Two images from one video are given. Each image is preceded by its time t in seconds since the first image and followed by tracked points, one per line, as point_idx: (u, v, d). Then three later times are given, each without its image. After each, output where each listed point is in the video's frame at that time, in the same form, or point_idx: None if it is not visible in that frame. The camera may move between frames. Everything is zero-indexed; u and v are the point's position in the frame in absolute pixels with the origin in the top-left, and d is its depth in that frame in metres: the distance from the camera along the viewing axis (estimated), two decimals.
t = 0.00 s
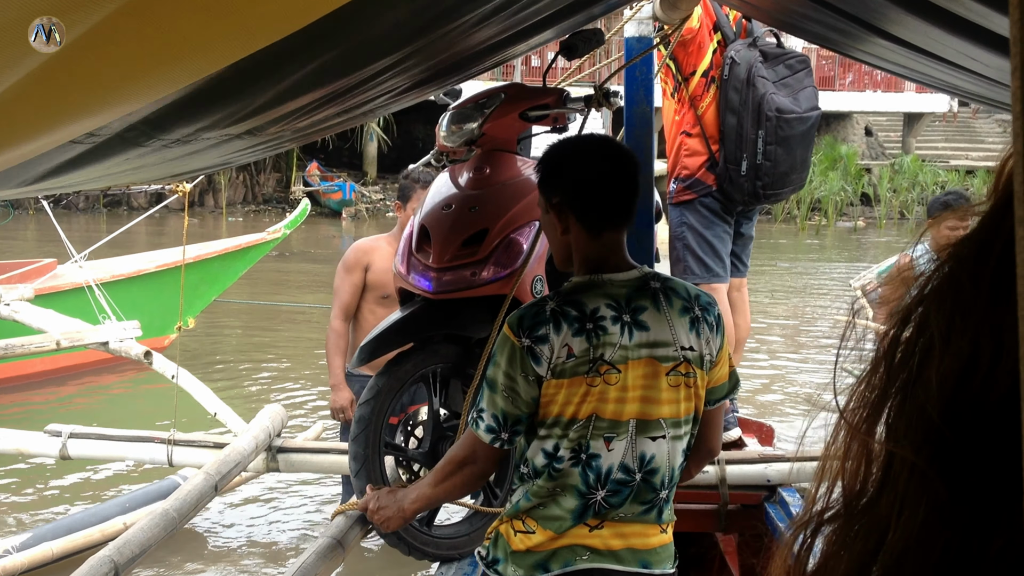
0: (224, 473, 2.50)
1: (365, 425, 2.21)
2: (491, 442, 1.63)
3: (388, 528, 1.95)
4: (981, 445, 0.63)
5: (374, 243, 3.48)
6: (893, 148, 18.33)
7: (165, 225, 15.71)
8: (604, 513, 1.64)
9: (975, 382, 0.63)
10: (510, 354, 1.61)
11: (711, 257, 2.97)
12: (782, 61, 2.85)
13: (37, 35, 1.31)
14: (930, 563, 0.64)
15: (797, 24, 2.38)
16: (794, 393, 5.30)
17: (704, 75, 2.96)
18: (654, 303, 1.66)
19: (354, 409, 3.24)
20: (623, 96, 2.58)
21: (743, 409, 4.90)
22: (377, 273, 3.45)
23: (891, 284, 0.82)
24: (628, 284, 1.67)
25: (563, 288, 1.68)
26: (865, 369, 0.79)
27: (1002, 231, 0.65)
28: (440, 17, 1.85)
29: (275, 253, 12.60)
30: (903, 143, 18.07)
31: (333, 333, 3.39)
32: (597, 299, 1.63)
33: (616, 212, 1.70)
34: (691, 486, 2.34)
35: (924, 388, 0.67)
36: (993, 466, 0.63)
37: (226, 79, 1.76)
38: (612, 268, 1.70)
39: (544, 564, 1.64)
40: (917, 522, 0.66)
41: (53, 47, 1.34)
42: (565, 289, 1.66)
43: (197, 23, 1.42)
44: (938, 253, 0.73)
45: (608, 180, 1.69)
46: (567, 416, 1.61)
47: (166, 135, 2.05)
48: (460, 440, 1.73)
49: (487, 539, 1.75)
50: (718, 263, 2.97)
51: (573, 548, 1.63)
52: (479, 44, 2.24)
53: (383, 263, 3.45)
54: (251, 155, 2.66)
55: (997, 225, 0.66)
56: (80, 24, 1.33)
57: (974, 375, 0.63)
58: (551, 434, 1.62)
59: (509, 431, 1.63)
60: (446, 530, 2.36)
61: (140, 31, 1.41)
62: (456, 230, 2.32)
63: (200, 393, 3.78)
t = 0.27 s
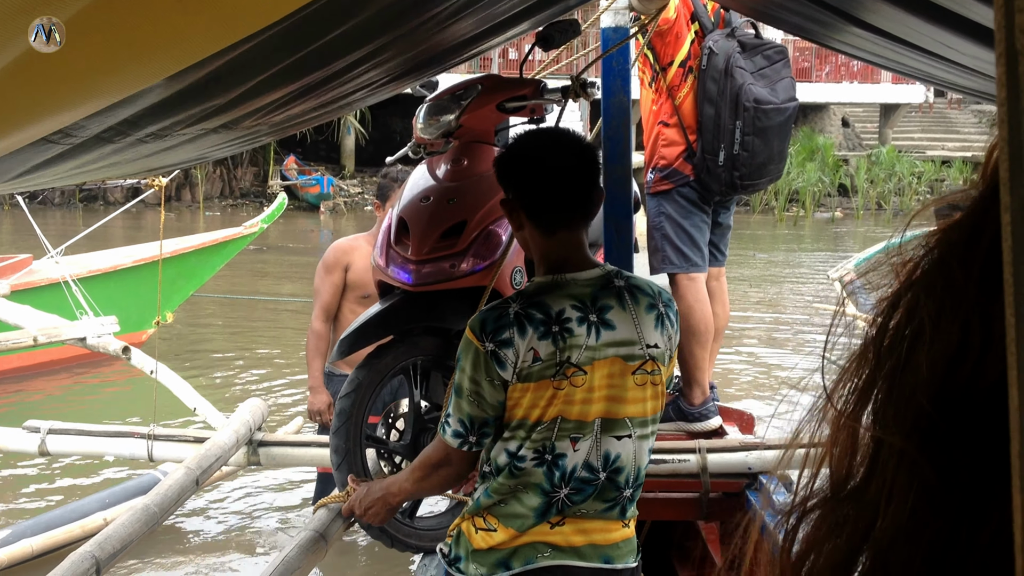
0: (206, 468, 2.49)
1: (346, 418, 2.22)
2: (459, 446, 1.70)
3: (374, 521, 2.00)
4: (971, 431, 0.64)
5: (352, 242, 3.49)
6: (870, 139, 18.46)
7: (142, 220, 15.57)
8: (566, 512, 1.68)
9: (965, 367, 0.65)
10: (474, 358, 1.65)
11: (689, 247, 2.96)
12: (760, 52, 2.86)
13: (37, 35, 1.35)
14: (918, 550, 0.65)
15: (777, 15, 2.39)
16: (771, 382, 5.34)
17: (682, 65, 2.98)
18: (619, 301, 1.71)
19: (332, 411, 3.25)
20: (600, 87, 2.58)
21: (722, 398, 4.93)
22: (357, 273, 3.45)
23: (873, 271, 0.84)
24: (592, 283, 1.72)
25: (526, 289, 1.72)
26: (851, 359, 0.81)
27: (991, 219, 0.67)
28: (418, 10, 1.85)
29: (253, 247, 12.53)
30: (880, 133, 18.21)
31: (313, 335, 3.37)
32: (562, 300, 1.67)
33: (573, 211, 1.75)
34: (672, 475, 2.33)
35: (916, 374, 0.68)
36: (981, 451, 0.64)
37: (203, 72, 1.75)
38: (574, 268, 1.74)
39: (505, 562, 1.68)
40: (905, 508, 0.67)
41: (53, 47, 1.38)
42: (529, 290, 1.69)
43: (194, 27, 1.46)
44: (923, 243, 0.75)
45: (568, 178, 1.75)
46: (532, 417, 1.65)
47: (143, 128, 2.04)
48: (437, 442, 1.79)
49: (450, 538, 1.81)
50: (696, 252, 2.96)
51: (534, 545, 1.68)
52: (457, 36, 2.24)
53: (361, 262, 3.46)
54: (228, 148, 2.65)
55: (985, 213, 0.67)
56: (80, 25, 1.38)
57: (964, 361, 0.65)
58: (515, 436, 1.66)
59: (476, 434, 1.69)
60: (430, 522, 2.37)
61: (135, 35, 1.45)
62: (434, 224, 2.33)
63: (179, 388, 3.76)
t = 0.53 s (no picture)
0: (215, 464, 2.50)
1: (354, 414, 2.24)
2: (445, 448, 1.67)
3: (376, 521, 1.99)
4: (975, 428, 0.65)
5: (353, 241, 3.48)
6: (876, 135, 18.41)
7: (149, 216, 15.61)
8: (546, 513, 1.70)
9: (968, 366, 0.65)
10: (460, 360, 1.64)
11: (697, 243, 2.95)
12: (766, 46, 2.87)
13: (37, 35, 1.33)
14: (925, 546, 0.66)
15: (783, 11, 2.39)
16: (778, 377, 5.34)
17: (688, 60, 2.96)
18: (603, 304, 1.73)
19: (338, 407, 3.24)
20: (609, 83, 2.57)
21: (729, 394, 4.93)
22: (357, 273, 3.45)
23: (880, 265, 0.84)
24: (576, 286, 1.72)
25: (511, 289, 1.71)
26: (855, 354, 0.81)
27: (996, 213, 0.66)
28: (426, 8, 1.85)
29: (259, 242, 12.56)
30: (887, 129, 18.15)
31: (315, 332, 3.38)
32: (549, 302, 1.68)
33: (554, 212, 1.73)
34: (680, 472, 2.35)
35: (919, 372, 0.68)
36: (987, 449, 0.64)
37: (213, 71, 1.76)
38: (557, 269, 1.73)
39: (483, 566, 1.69)
40: (911, 507, 0.67)
41: (53, 46, 1.37)
42: (514, 291, 1.69)
43: (195, 24, 1.44)
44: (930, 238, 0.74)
45: (548, 179, 1.73)
46: (515, 421, 1.66)
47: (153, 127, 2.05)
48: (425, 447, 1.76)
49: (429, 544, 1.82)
50: (704, 248, 2.95)
51: (512, 548, 1.69)
52: (465, 33, 2.24)
53: (362, 260, 3.45)
54: (237, 145, 2.65)
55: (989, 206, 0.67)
56: (81, 24, 1.36)
57: (968, 359, 0.65)
58: (496, 438, 1.66)
59: (463, 436, 1.67)
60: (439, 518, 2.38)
61: (135, 32, 1.43)
62: (440, 221, 2.31)
63: (187, 384, 3.78)
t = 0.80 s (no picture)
0: (217, 467, 2.51)
1: (355, 417, 2.26)
2: (423, 455, 1.69)
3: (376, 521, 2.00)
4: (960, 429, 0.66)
5: (344, 248, 3.49)
6: (878, 137, 18.42)
7: (151, 218, 15.63)
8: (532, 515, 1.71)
9: (955, 368, 0.66)
10: (428, 365, 1.66)
11: (698, 246, 2.95)
12: (767, 49, 2.87)
13: (37, 35, 1.31)
14: (905, 541, 0.68)
15: (783, 16, 2.39)
16: (778, 379, 5.35)
17: (689, 64, 2.96)
18: (565, 297, 1.75)
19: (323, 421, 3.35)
20: (610, 87, 2.57)
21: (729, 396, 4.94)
22: (348, 280, 3.47)
23: (876, 268, 0.85)
24: (537, 281, 1.75)
25: (473, 292, 1.74)
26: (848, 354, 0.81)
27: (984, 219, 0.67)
28: (427, 15, 1.85)
29: (261, 244, 12.59)
30: (888, 131, 18.17)
31: (305, 343, 3.44)
32: (511, 300, 1.70)
33: (508, 214, 1.76)
34: (682, 474, 2.34)
35: (906, 374, 0.70)
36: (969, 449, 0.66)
37: (217, 79, 1.77)
38: (517, 269, 1.76)
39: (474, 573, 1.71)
40: (893, 502, 0.69)
41: (53, 47, 1.35)
42: (476, 293, 1.71)
43: (198, 26, 1.42)
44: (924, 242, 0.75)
45: (506, 181, 1.76)
46: (490, 421, 1.68)
47: (155, 132, 2.05)
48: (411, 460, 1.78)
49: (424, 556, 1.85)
50: (705, 251, 2.95)
51: (502, 554, 1.71)
52: (468, 40, 2.25)
53: (354, 266, 3.48)
54: (240, 150, 2.66)
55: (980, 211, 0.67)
56: (81, 28, 1.34)
57: (955, 360, 0.66)
58: (475, 443, 1.69)
59: (441, 442, 1.69)
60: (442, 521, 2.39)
61: (135, 34, 1.41)
62: (440, 224, 2.29)
63: (188, 386, 3.78)
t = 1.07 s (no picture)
0: (219, 465, 2.51)
1: (358, 416, 2.27)
2: (407, 454, 1.72)
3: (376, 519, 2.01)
4: (943, 424, 0.66)
5: (327, 251, 3.52)
6: (883, 137, 18.39)
7: (155, 216, 15.66)
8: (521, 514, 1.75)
9: (940, 362, 0.66)
10: (407, 362, 1.70)
11: (700, 246, 2.95)
12: (769, 50, 2.87)
13: (37, 35, 1.31)
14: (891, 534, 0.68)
15: (788, 16, 2.38)
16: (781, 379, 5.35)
17: (691, 64, 2.97)
18: (543, 292, 1.79)
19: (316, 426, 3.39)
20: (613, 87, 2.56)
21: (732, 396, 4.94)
22: (334, 284, 3.49)
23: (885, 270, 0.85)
24: (515, 278, 1.78)
25: (451, 291, 1.77)
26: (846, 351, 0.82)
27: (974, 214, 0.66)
28: (429, 13, 1.85)
29: (264, 242, 12.61)
30: (893, 131, 18.14)
31: (293, 350, 3.46)
32: (487, 297, 1.73)
33: (486, 214, 1.79)
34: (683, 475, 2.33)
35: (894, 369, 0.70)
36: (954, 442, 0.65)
37: (219, 78, 1.77)
38: (496, 267, 1.79)
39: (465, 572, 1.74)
40: (879, 495, 0.69)
41: (53, 46, 1.35)
42: (453, 292, 1.74)
43: (197, 25, 1.42)
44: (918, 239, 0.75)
45: (486, 181, 1.78)
46: (471, 419, 1.71)
47: (158, 130, 2.06)
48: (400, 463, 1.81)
49: (419, 556, 1.87)
50: (707, 251, 2.95)
51: (493, 553, 1.74)
52: (470, 39, 2.25)
53: (339, 270, 3.50)
54: (242, 149, 2.66)
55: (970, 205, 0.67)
56: (82, 25, 1.34)
57: (940, 354, 0.66)
58: (458, 440, 1.72)
59: (423, 440, 1.72)
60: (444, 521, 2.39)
61: (134, 33, 1.40)
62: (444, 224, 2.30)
63: (191, 384, 3.79)
